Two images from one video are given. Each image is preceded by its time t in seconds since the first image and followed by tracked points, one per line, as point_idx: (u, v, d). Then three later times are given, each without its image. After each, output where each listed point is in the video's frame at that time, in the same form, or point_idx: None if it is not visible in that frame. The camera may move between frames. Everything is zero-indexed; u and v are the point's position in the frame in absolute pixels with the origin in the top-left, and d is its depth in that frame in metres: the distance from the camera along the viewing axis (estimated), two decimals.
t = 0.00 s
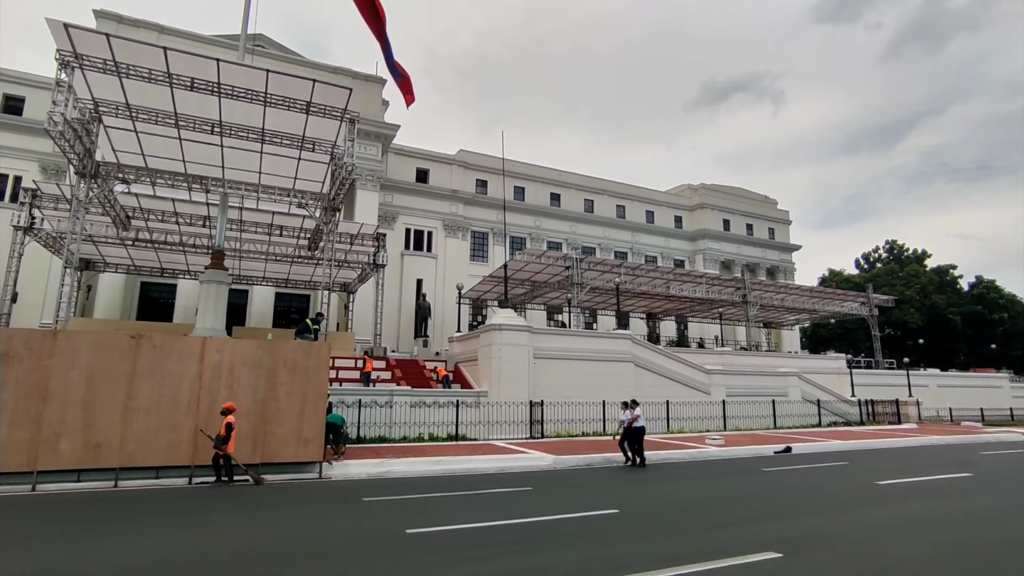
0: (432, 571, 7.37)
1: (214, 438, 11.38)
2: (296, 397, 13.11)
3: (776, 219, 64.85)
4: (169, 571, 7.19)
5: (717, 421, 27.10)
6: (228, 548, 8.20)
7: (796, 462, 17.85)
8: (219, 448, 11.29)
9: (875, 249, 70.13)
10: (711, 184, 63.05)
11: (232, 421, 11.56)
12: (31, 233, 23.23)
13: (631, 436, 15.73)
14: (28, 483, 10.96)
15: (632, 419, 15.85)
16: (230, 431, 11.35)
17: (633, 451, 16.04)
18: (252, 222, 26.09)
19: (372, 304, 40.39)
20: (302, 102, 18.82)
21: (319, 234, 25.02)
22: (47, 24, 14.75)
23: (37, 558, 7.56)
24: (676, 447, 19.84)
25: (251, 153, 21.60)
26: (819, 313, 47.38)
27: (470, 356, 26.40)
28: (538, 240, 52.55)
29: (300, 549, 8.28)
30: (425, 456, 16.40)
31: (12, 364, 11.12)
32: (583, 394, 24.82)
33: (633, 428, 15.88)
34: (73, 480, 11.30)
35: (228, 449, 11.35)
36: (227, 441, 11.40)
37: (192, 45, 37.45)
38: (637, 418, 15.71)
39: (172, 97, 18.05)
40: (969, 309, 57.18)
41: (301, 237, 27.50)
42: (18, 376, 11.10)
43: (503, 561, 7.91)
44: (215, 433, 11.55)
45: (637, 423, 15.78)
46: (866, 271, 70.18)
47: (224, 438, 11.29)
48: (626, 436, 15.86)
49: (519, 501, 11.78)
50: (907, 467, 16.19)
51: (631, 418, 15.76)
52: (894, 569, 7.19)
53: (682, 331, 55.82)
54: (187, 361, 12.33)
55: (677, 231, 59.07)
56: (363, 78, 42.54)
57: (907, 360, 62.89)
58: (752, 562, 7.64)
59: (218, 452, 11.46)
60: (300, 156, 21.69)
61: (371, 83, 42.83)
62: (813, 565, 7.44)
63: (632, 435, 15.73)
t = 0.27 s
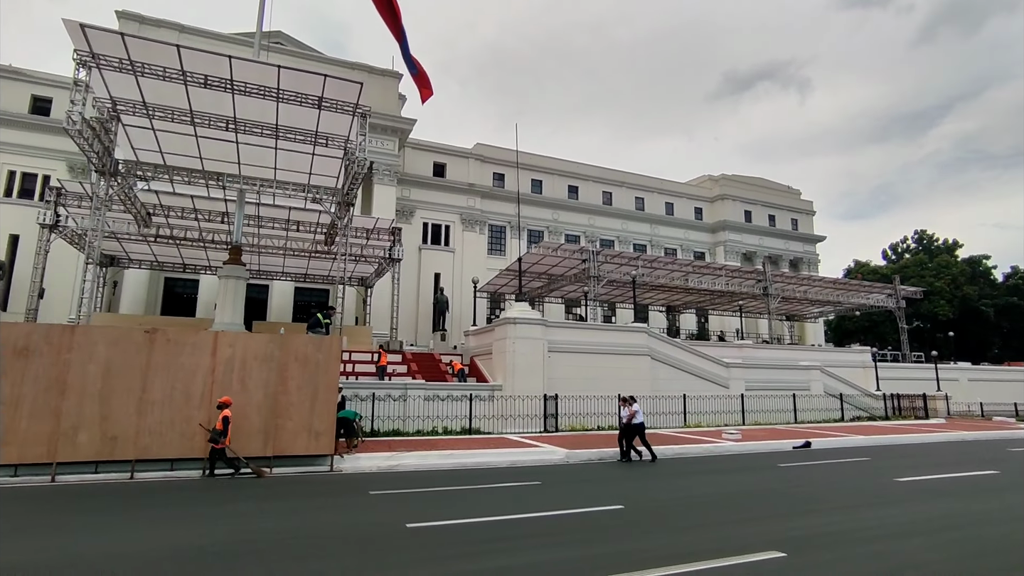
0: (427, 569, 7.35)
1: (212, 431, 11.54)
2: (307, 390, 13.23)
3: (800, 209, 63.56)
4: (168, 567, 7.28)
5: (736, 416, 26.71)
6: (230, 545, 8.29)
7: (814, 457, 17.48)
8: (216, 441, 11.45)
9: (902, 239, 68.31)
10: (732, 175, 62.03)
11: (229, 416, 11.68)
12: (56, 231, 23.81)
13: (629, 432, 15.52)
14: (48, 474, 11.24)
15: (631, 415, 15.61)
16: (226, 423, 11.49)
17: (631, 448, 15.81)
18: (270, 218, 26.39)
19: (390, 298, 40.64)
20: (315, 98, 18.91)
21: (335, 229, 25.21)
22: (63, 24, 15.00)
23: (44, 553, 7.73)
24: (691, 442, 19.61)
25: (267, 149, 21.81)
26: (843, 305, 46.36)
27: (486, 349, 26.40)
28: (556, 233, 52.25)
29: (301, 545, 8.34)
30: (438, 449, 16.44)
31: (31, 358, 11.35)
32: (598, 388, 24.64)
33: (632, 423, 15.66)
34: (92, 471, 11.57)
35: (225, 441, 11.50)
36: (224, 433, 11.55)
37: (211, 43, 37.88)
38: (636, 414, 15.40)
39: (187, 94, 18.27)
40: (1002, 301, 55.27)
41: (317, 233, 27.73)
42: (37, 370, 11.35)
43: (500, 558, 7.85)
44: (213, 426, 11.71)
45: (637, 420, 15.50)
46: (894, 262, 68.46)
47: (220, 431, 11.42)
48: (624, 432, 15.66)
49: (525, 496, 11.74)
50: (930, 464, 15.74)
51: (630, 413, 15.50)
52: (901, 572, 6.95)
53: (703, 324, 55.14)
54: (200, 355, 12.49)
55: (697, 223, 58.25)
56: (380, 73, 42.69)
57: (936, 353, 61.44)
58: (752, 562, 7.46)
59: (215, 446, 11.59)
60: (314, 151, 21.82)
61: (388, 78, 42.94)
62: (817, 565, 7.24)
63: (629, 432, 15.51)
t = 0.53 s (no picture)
0: (421, 560, 7.33)
1: (205, 419, 11.60)
2: (313, 382, 13.31)
3: (819, 198, 62.41)
4: (166, 556, 7.36)
5: (751, 407, 26.36)
6: (229, 534, 8.35)
7: (828, 449, 17.18)
8: (210, 428, 11.50)
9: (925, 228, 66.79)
10: (749, 164, 61.06)
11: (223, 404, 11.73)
12: (74, 225, 24.22)
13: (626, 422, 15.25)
14: (62, 462, 11.48)
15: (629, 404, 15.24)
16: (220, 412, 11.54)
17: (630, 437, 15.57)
18: (283, 211, 26.56)
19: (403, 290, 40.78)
20: (323, 89, 18.89)
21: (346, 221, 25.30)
22: (74, 20, 15.15)
23: (47, 542, 7.85)
24: (703, 433, 19.38)
25: (277, 142, 21.88)
26: (863, 296, 45.46)
27: (497, 341, 26.36)
28: (570, 224, 51.86)
29: (299, 534, 8.37)
30: (445, 440, 16.47)
31: (45, 348, 11.58)
32: (610, 379, 24.47)
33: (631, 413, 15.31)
34: (104, 459, 11.78)
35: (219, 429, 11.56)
36: (218, 421, 11.62)
37: (224, 37, 38.05)
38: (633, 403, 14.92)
39: (197, 88, 18.37)
40: None
41: (329, 225, 27.86)
42: (50, 360, 11.57)
43: (495, 549, 7.81)
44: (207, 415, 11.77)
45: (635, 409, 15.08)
46: (917, 252, 67.02)
47: (215, 419, 11.50)
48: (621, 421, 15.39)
49: (529, 488, 11.68)
50: (947, 457, 15.36)
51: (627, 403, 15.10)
52: (904, 567, 6.75)
53: (719, 315, 54.51)
54: (208, 346, 12.63)
55: (713, 213, 57.47)
56: (392, 65, 42.62)
57: (959, 344, 60.24)
58: (752, 556, 7.31)
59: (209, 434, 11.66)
60: (325, 143, 21.84)
61: (400, 70, 42.83)
62: (818, 560, 7.07)
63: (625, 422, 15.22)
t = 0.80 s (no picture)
0: (412, 549, 7.30)
1: (193, 409, 11.59)
2: (317, 371, 13.34)
3: (836, 186, 61.27)
4: (159, 543, 7.41)
5: (763, 397, 26.06)
6: (224, 522, 8.39)
7: (840, 440, 16.89)
8: (197, 419, 11.47)
9: (947, 215, 65.32)
10: (765, 151, 60.07)
11: (211, 394, 11.68)
12: (88, 217, 24.53)
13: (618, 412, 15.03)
14: (70, 449, 11.66)
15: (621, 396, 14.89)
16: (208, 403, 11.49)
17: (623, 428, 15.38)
18: (292, 201, 26.63)
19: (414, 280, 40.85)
20: (328, 79, 18.80)
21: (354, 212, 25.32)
22: (79, 11, 15.20)
23: (46, 528, 7.96)
24: (711, 423, 19.20)
25: (284, 132, 21.88)
26: (881, 284, 44.64)
27: (506, 330, 26.28)
28: (582, 213, 51.45)
29: (293, 523, 8.39)
30: (451, 429, 16.48)
31: (52, 338, 11.75)
32: (619, 368, 24.31)
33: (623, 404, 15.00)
34: (111, 447, 11.96)
35: (207, 419, 11.51)
36: (206, 412, 11.57)
37: (234, 29, 38.04)
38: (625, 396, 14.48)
39: (202, 78, 18.38)
40: None
41: (338, 215, 27.90)
42: (57, 349, 11.72)
43: (487, 539, 7.75)
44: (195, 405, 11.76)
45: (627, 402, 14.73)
46: (938, 239, 65.63)
47: (202, 409, 11.45)
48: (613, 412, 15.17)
49: (530, 479, 11.62)
50: (962, 447, 15.03)
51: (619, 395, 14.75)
52: (901, 560, 6.60)
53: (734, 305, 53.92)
54: (212, 335, 12.69)
55: (728, 202, 56.71)
56: (402, 55, 42.43)
57: (981, 333, 59.02)
58: (746, 547, 7.17)
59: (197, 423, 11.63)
60: (331, 133, 21.78)
61: (410, 60, 42.63)
62: (813, 553, 6.91)
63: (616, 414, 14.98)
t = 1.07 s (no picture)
0: (402, 542, 7.21)
1: (182, 401, 11.60)
2: (319, 363, 13.36)
3: (854, 174, 60.10)
4: (153, 534, 7.44)
5: (775, 389, 25.71)
6: (218, 514, 8.38)
7: (851, 433, 16.56)
8: (186, 411, 11.50)
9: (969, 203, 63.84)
10: (780, 139, 59.05)
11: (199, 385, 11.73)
12: (99, 211, 24.77)
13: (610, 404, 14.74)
14: (76, 441, 11.80)
15: (614, 388, 14.56)
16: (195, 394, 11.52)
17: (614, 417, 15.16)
18: (300, 193, 26.67)
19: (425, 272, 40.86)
20: (332, 70, 18.68)
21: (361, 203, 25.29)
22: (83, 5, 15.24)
23: (44, 518, 8.02)
24: (720, 415, 18.97)
25: (290, 125, 21.83)
26: (899, 274, 43.78)
27: (514, 321, 26.15)
28: (593, 203, 50.98)
29: (286, 515, 8.35)
30: (456, 421, 16.45)
31: (57, 330, 11.84)
32: (628, 359, 24.08)
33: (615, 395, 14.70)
34: (117, 438, 12.08)
35: (195, 412, 11.54)
36: (194, 405, 11.57)
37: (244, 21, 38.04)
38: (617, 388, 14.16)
39: (207, 71, 18.35)
40: None
41: (347, 207, 27.90)
42: (63, 341, 11.83)
43: (479, 533, 7.63)
44: (185, 397, 11.83)
45: (620, 394, 14.41)
46: (959, 228, 64.21)
47: (190, 402, 11.47)
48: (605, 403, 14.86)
49: (530, 472, 11.48)
50: (977, 441, 14.67)
51: (611, 388, 14.37)
52: (903, 558, 6.39)
53: (748, 296, 53.28)
54: (215, 327, 12.75)
55: (742, 191, 55.89)
56: (411, 45, 42.21)
57: (1003, 324, 57.77)
58: (744, 543, 6.98)
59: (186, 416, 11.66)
60: (337, 125, 21.68)
61: (419, 50, 42.38)
62: (814, 550, 6.68)
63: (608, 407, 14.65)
